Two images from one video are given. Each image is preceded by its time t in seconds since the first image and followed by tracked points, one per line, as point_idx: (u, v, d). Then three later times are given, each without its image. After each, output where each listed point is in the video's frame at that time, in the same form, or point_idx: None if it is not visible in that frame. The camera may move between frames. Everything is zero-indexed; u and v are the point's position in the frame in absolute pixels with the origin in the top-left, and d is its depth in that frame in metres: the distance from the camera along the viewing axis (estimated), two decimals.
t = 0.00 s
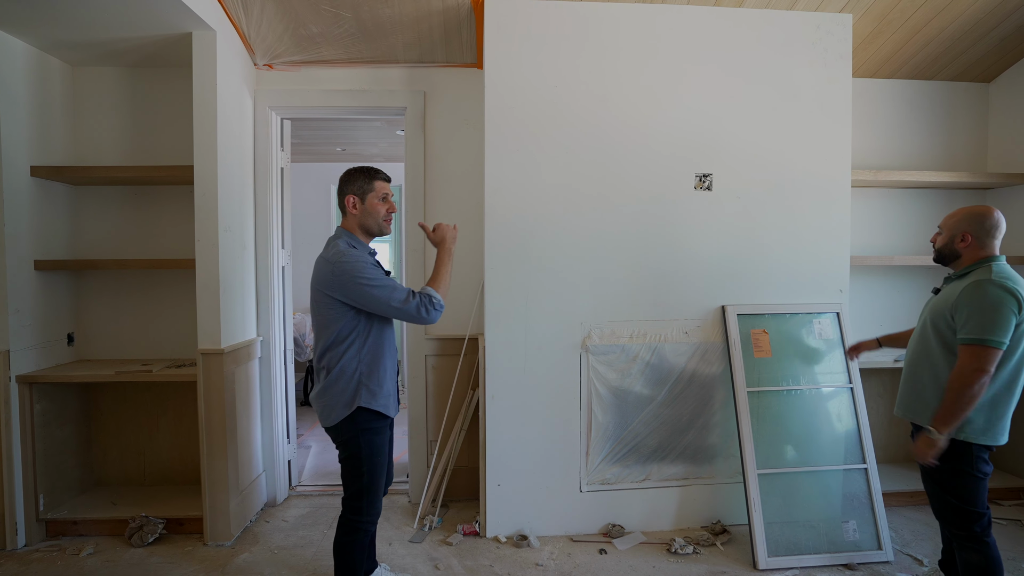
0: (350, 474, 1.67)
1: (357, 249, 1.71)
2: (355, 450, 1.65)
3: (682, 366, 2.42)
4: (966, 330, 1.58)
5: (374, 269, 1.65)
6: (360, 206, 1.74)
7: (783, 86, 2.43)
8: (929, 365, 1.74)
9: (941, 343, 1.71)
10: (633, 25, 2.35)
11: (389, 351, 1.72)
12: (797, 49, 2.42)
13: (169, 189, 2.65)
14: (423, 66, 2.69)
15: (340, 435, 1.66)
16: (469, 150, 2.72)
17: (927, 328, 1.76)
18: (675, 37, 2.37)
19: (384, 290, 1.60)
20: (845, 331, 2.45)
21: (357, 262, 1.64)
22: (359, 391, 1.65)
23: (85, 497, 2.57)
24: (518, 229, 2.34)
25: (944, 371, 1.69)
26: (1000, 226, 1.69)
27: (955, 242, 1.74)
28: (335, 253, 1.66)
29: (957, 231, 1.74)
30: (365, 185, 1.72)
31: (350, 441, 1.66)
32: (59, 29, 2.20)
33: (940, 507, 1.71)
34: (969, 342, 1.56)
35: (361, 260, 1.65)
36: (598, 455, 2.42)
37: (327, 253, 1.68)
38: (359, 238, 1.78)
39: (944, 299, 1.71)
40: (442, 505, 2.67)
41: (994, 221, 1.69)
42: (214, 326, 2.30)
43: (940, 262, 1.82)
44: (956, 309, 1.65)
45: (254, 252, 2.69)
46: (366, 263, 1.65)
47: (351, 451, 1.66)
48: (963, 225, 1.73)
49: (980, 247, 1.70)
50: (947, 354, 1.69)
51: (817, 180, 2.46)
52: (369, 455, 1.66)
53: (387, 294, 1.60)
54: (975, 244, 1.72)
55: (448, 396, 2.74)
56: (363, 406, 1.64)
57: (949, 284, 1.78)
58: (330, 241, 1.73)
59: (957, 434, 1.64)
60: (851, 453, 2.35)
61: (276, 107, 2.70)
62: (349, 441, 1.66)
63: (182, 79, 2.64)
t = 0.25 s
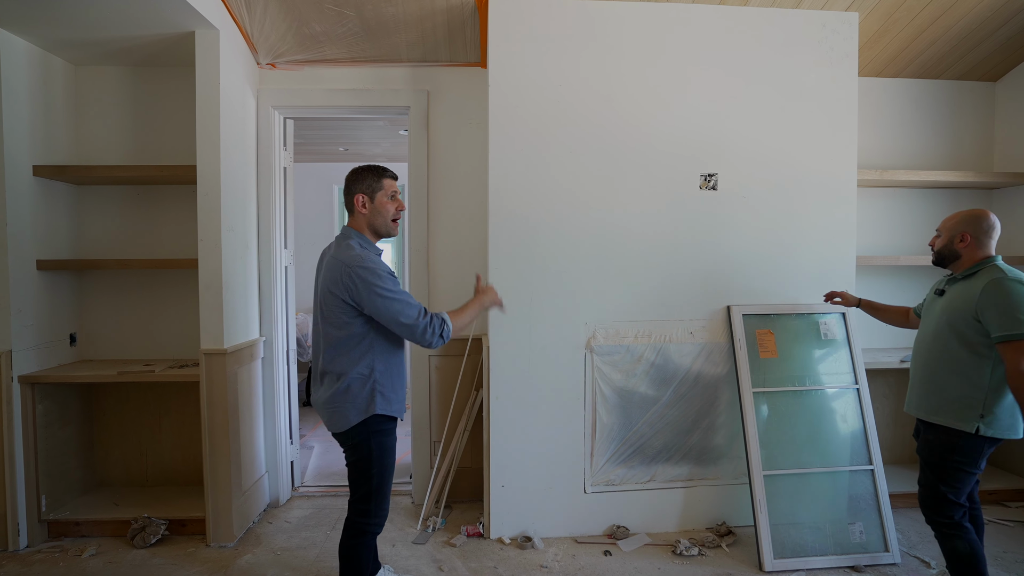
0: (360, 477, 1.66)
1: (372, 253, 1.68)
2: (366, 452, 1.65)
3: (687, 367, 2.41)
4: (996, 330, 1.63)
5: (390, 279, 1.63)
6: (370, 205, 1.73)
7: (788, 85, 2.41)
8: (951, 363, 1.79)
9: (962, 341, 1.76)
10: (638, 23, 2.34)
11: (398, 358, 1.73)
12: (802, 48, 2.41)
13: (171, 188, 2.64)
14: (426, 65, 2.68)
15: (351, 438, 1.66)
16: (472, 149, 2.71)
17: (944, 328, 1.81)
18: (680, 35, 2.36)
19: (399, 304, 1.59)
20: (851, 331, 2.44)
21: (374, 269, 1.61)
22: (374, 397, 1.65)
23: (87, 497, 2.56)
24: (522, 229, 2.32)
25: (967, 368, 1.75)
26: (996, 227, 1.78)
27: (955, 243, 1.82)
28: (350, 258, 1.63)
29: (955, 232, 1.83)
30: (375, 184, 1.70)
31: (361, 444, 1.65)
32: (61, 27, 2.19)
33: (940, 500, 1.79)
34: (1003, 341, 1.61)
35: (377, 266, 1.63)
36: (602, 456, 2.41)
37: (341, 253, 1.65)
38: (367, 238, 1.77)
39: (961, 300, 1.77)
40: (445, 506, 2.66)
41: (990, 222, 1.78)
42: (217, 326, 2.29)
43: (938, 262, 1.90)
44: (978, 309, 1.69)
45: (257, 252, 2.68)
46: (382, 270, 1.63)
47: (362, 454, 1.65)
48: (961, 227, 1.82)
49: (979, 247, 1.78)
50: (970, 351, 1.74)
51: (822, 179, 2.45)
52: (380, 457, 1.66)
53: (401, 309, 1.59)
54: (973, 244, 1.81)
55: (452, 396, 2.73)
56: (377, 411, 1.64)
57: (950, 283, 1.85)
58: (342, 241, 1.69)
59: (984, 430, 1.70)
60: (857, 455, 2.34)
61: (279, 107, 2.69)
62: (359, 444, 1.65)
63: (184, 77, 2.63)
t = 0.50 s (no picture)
0: (360, 479, 1.65)
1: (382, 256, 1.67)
2: (366, 454, 1.65)
3: (690, 367, 2.40)
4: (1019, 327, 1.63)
5: (396, 287, 1.62)
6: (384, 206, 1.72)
7: (792, 84, 2.41)
8: (967, 361, 1.78)
9: (978, 339, 1.76)
10: (642, 22, 2.33)
11: (400, 363, 1.72)
12: (806, 47, 2.40)
13: (173, 188, 2.64)
14: (429, 64, 2.68)
15: (351, 439, 1.66)
16: (475, 149, 2.70)
17: (960, 327, 1.80)
18: (683, 34, 2.35)
19: (400, 312, 1.58)
20: (855, 332, 2.43)
21: (379, 272, 1.60)
22: (373, 401, 1.64)
23: (89, 497, 2.56)
24: (525, 229, 2.32)
25: (985, 366, 1.75)
26: (994, 226, 1.81)
27: (959, 243, 1.83)
28: (359, 260, 1.62)
29: (959, 232, 1.84)
30: (390, 185, 1.70)
31: (361, 445, 1.65)
32: (65, 27, 2.19)
33: (975, 504, 1.76)
34: None
35: (383, 270, 1.61)
36: (605, 457, 2.40)
37: (350, 253, 1.65)
38: (379, 238, 1.76)
39: (977, 298, 1.76)
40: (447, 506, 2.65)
41: (989, 222, 1.81)
42: (219, 326, 2.29)
43: (940, 264, 1.90)
44: (998, 308, 1.70)
45: (259, 252, 2.68)
46: (387, 274, 1.62)
47: (361, 456, 1.65)
48: (965, 227, 1.83)
49: (982, 246, 1.80)
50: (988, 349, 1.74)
51: (827, 179, 2.44)
52: (380, 458, 1.65)
53: (401, 317, 1.58)
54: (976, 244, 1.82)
55: (454, 397, 2.72)
56: (376, 413, 1.63)
57: (958, 283, 1.85)
58: (353, 241, 1.69)
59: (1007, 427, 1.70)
60: (861, 455, 2.33)
61: (281, 106, 2.69)
62: (359, 445, 1.65)
63: (187, 77, 2.63)
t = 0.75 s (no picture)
0: (363, 478, 1.65)
1: (384, 257, 1.66)
2: (368, 453, 1.65)
3: (694, 367, 2.40)
4: None
5: (392, 291, 1.60)
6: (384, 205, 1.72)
7: (796, 84, 2.40)
8: (973, 360, 1.78)
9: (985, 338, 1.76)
10: (645, 22, 2.33)
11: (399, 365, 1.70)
12: (810, 46, 2.40)
13: (177, 188, 2.64)
14: (432, 64, 2.68)
15: (353, 439, 1.66)
16: (478, 149, 2.70)
17: (965, 325, 1.80)
18: (687, 34, 2.35)
19: (390, 319, 1.56)
20: (859, 332, 2.42)
21: (378, 274, 1.59)
22: (374, 403, 1.64)
23: (93, 497, 2.56)
24: (529, 228, 2.32)
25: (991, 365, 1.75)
26: (995, 225, 1.82)
27: (964, 244, 1.82)
28: (359, 261, 1.62)
29: (963, 232, 1.83)
30: (388, 184, 1.69)
31: (364, 445, 1.65)
32: (70, 27, 2.20)
33: (996, 509, 1.75)
34: None
35: (383, 272, 1.60)
36: (609, 456, 2.40)
37: (353, 253, 1.65)
38: (384, 238, 1.77)
39: (981, 296, 1.77)
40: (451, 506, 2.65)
41: (989, 222, 1.82)
42: (223, 326, 2.29)
43: (943, 265, 1.88)
44: (1005, 307, 1.70)
45: (263, 251, 2.68)
46: (388, 277, 1.60)
47: (364, 455, 1.65)
48: (968, 228, 1.82)
49: (985, 246, 1.80)
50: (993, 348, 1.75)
51: (830, 179, 2.44)
52: (383, 458, 1.65)
53: (389, 325, 1.56)
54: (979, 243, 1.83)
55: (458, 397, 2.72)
56: (377, 414, 1.63)
57: (963, 283, 1.85)
58: (356, 241, 1.69)
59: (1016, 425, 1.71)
60: (865, 455, 2.32)
61: (285, 106, 2.69)
62: (362, 444, 1.65)
63: (191, 77, 2.63)
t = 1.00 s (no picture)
0: (366, 477, 1.65)
1: (364, 255, 1.62)
2: (370, 453, 1.64)
3: (696, 367, 2.40)
4: None
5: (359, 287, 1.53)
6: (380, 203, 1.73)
7: (798, 84, 2.40)
8: (977, 362, 1.78)
9: (988, 340, 1.76)
10: (649, 22, 2.33)
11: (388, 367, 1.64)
12: (813, 47, 2.40)
13: (178, 188, 2.64)
14: (434, 64, 2.68)
15: (355, 438, 1.66)
16: (480, 149, 2.70)
17: (967, 327, 1.80)
18: (690, 34, 2.35)
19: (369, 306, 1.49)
20: (862, 332, 2.42)
21: (361, 270, 1.57)
22: (367, 404, 1.61)
23: (95, 497, 2.56)
24: (531, 228, 2.32)
25: (994, 367, 1.74)
26: (998, 228, 1.82)
27: (973, 247, 1.80)
28: (341, 261, 1.62)
29: (971, 236, 1.80)
30: (384, 184, 1.69)
31: (366, 444, 1.64)
32: (73, 27, 2.20)
33: (996, 509, 1.75)
34: None
35: (368, 268, 1.58)
36: (612, 456, 2.40)
37: (342, 254, 1.66)
38: (381, 237, 1.76)
39: (983, 298, 1.76)
40: (453, 506, 2.65)
41: (994, 224, 1.81)
42: (226, 326, 2.29)
43: (948, 267, 1.87)
44: (1006, 307, 1.70)
45: (265, 252, 2.69)
46: (372, 272, 1.58)
47: (367, 454, 1.64)
48: (976, 231, 1.80)
49: (991, 249, 1.80)
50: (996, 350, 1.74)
51: (833, 178, 2.44)
52: (386, 458, 1.64)
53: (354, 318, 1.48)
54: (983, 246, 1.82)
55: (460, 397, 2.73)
56: (372, 416, 1.61)
57: (964, 284, 1.85)
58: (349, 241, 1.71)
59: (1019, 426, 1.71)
60: (868, 455, 2.32)
61: (287, 106, 2.69)
62: (366, 442, 1.64)
63: (193, 77, 2.63)
